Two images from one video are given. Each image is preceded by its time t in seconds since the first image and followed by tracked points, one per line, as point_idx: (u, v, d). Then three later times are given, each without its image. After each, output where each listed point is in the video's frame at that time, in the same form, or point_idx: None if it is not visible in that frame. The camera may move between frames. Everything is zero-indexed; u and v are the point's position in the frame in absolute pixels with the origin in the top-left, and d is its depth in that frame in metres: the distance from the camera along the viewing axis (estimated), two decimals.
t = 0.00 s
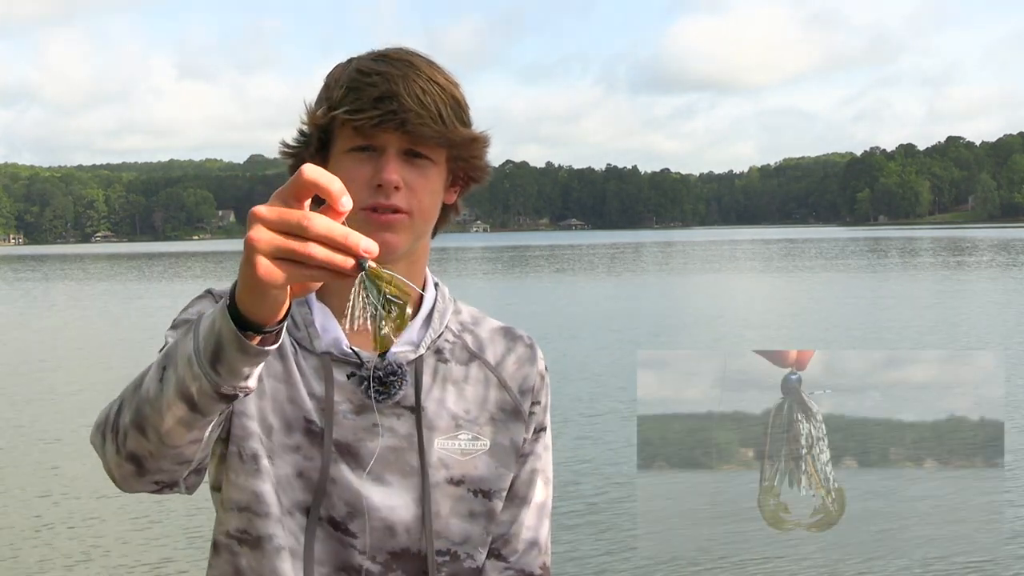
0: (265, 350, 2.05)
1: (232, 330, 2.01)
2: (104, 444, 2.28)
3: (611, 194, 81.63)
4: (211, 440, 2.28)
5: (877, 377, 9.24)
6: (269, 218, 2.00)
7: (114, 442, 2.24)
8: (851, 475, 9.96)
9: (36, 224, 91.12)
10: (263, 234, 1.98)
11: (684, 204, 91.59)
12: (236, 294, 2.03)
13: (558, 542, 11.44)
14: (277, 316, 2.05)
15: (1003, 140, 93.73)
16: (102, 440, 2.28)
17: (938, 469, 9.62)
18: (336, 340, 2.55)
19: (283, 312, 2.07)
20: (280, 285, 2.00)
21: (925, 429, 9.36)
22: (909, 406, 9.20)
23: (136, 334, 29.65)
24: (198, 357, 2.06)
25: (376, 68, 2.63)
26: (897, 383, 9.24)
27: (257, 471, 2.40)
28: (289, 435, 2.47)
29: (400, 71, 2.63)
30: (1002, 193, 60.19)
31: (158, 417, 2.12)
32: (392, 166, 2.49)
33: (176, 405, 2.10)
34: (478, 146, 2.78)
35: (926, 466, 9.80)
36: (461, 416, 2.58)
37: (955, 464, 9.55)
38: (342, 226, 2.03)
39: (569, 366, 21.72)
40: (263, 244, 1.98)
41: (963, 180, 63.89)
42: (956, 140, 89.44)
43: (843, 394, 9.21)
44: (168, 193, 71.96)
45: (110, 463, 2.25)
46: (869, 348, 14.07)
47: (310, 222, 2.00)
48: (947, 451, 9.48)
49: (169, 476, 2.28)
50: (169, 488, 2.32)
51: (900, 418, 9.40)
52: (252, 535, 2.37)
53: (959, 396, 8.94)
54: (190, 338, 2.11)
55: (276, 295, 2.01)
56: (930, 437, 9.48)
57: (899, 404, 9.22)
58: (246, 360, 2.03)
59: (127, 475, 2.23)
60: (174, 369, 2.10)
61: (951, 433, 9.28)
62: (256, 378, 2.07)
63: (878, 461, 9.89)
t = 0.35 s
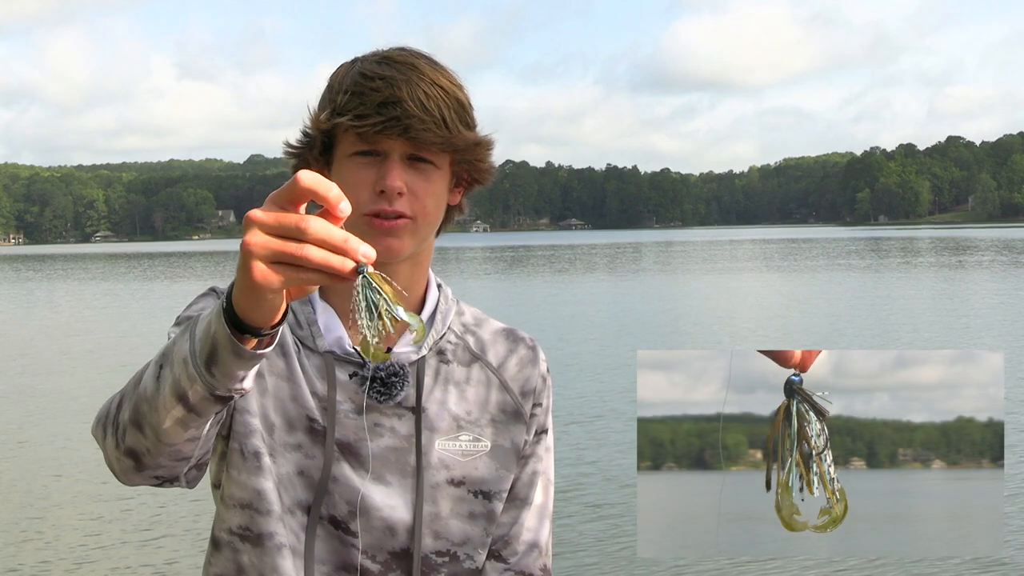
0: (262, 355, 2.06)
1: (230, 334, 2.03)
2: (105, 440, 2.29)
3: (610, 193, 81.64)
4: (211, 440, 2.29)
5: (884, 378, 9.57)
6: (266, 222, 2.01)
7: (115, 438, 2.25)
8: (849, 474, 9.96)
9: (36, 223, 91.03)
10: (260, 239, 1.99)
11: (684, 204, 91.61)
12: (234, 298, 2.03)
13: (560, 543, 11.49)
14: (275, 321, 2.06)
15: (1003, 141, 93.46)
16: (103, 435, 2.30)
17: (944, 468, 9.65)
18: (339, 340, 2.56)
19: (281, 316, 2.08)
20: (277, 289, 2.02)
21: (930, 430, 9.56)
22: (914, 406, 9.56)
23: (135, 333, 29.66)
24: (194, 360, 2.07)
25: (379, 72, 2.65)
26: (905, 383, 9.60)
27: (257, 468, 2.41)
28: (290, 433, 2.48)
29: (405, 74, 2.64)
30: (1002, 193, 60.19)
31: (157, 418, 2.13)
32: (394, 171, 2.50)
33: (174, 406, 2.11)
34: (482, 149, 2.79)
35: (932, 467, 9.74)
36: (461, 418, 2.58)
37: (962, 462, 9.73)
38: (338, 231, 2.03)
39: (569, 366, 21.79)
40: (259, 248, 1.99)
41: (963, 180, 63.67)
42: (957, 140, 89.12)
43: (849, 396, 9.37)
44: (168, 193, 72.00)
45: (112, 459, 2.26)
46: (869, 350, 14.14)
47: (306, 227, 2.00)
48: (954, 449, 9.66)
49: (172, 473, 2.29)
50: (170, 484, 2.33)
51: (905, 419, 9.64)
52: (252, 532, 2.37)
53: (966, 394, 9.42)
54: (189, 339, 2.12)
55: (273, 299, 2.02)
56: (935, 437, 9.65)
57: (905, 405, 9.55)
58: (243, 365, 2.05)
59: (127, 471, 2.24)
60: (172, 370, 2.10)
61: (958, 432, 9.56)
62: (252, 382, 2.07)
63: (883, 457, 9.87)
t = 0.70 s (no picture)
0: (258, 360, 2.05)
1: (225, 337, 2.02)
2: (100, 444, 2.29)
3: (610, 194, 81.65)
4: (206, 444, 2.29)
5: (886, 382, 9.67)
6: (265, 222, 2.01)
7: (111, 442, 2.25)
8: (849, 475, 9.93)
9: (36, 224, 91.10)
10: (258, 241, 1.99)
11: (684, 204, 91.66)
12: (229, 302, 2.04)
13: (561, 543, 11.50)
14: (270, 324, 2.06)
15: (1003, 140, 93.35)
16: (98, 438, 2.30)
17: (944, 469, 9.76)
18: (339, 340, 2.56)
19: (276, 319, 2.09)
20: (273, 288, 2.02)
21: (930, 431, 9.73)
22: (918, 409, 9.71)
23: (135, 334, 29.69)
24: (189, 362, 2.07)
25: (380, 71, 2.65)
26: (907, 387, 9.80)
27: (256, 470, 2.41)
28: (290, 435, 2.48)
29: (406, 73, 2.64)
30: (1002, 193, 60.15)
31: (152, 422, 2.13)
32: (395, 171, 2.50)
33: (169, 409, 2.10)
34: (483, 150, 2.79)
35: (932, 467, 9.89)
36: (462, 418, 2.58)
37: (963, 463, 9.77)
38: (335, 228, 2.05)
39: (569, 366, 21.79)
40: (258, 246, 1.99)
41: (963, 180, 63.62)
42: (956, 140, 89.06)
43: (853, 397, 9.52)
44: (168, 194, 72.05)
45: (109, 463, 2.26)
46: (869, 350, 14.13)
47: (302, 229, 2.00)
48: (955, 449, 9.75)
49: (168, 480, 2.30)
50: (165, 489, 2.33)
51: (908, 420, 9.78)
52: (250, 534, 2.37)
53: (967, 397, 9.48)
54: (184, 342, 2.12)
55: (270, 300, 2.02)
56: (936, 438, 9.80)
57: (907, 407, 9.72)
58: (238, 369, 2.04)
59: (121, 475, 2.24)
60: (167, 372, 2.10)
61: (957, 433, 9.66)
62: (246, 386, 2.08)
63: (886, 457, 9.86)
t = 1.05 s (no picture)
0: (251, 370, 2.06)
1: (218, 347, 2.04)
2: (93, 451, 2.30)
3: (610, 194, 81.69)
4: (200, 451, 2.29)
5: (882, 382, 9.42)
6: (257, 233, 2.01)
7: (103, 450, 2.26)
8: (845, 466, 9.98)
9: (35, 224, 91.15)
10: (251, 252, 2.00)
11: (684, 204, 91.63)
12: (221, 313, 2.05)
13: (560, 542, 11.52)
14: (262, 336, 2.08)
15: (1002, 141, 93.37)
16: (92, 446, 2.31)
17: (933, 463, 9.83)
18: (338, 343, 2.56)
19: (269, 329, 2.10)
20: (265, 295, 2.03)
21: (921, 427, 9.70)
22: (907, 408, 9.54)
23: (135, 334, 29.74)
24: (180, 373, 2.08)
25: (380, 72, 2.65)
26: (901, 387, 9.64)
27: (252, 474, 2.42)
28: (288, 438, 2.48)
29: (406, 76, 2.64)
30: (1002, 193, 60.13)
31: (145, 431, 2.14)
32: (395, 173, 2.51)
33: (161, 419, 2.12)
34: (483, 152, 2.79)
35: (922, 461, 9.99)
36: (462, 419, 2.59)
37: (952, 458, 9.66)
38: (329, 228, 2.07)
39: (568, 365, 21.79)
40: (251, 258, 2.00)
41: (963, 180, 63.58)
42: (956, 140, 89.00)
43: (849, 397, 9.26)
44: (168, 194, 72.10)
45: (101, 471, 2.26)
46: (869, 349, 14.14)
47: (293, 236, 2.00)
48: (945, 444, 9.69)
49: (160, 490, 2.30)
50: (158, 499, 2.34)
51: (898, 416, 9.67)
52: (247, 539, 2.38)
53: (957, 396, 9.27)
54: (176, 352, 2.13)
55: (262, 309, 2.03)
56: (926, 432, 9.77)
57: (898, 405, 9.55)
58: (227, 381, 2.06)
59: (114, 484, 2.25)
60: (159, 383, 2.12)
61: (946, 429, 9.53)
62: (236, 397, 2.09)
63: (880, 452, 10.01)
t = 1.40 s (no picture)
0: (227, 374, 2.10)
1: (195, 353, 2.06)
2: (76, 459, 2.29)
3: (610, 194, 81.68)
4: (183, 456, 2.30)
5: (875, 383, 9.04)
6: (233, 237, 2.05)
7: (87, 458, 2.25)
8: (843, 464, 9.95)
9: (36, 225, 91.18)
10: (227, 253, 2.03)
11: (684, 204, 91.64)
12: (200, 317, 2.07)
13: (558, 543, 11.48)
14: (237, 340, 2.10)
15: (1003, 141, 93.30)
16: (75, 453, 2.30)
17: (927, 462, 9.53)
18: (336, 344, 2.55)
19: (244, 333, 2.12)
20: (241, 303, 2.05)
21: (913, 426, 9.29)
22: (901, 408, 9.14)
23: (136, 334, 29.75)
24: (161, 378, 2.10)
25: (379, 74, 2.64)
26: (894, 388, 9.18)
27: (247, 478, 2.41)
28: (285, 441, 2.47)
29: (405, 77, 2.63)
30: (1002, 193, 60.05)
31: (126, 435, 2.15)
32: (392, 177, 2.49)
33: (140, 424, 2.13)
34: (481, 154, 2.78)
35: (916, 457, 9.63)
36: (461, 419, 2.58)
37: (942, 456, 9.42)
38: (302, 235, 2.11)
39: (569, 366, 21.74)
40: (225, 258, 2.03)
41: (963, 180, 63.51)
42: (956, 140, 88.90)
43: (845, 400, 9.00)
44: (168, 194, 72.17)
45: (84, 480, 2.26)
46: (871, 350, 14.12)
47: (265, 240, 2.04)
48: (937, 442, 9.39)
49: (144, 496, 2.29)
50: (141, 506, 2.33)
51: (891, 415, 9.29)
52: (243, 542, 2.38)
53: (946, 397, 8.86)
54: (158, 356, 2.15)
55: (237, 316, 2.07)
56: (918, 432, 9.42)
57: (891, 405, 9.17)
58: (205, 386, 2.09)
59: (96, 492, 2.24)
60: (139, 390, 2.14)
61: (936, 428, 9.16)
62: (214, 402, 2.11)
63: (875, 449, 9.66)
